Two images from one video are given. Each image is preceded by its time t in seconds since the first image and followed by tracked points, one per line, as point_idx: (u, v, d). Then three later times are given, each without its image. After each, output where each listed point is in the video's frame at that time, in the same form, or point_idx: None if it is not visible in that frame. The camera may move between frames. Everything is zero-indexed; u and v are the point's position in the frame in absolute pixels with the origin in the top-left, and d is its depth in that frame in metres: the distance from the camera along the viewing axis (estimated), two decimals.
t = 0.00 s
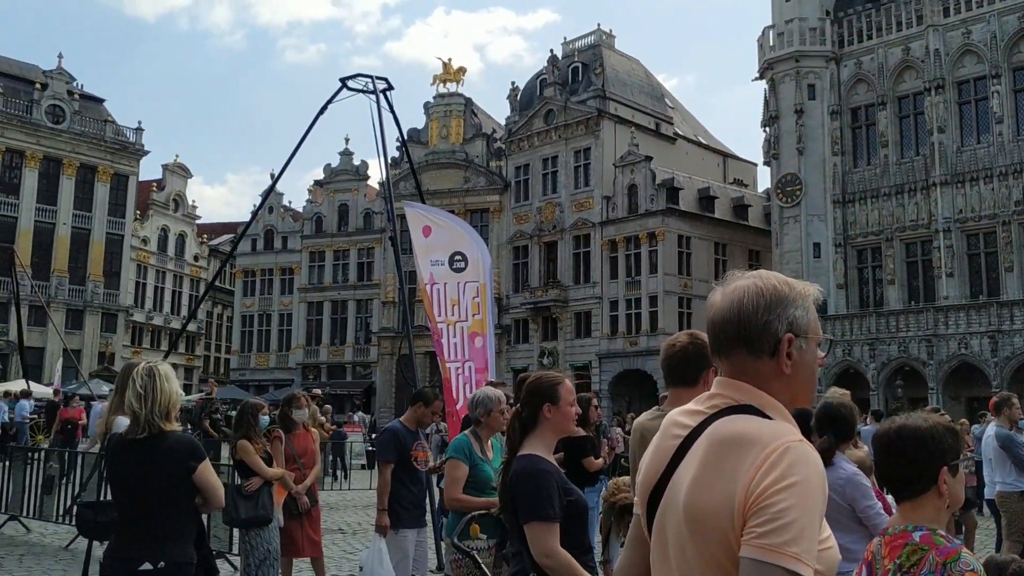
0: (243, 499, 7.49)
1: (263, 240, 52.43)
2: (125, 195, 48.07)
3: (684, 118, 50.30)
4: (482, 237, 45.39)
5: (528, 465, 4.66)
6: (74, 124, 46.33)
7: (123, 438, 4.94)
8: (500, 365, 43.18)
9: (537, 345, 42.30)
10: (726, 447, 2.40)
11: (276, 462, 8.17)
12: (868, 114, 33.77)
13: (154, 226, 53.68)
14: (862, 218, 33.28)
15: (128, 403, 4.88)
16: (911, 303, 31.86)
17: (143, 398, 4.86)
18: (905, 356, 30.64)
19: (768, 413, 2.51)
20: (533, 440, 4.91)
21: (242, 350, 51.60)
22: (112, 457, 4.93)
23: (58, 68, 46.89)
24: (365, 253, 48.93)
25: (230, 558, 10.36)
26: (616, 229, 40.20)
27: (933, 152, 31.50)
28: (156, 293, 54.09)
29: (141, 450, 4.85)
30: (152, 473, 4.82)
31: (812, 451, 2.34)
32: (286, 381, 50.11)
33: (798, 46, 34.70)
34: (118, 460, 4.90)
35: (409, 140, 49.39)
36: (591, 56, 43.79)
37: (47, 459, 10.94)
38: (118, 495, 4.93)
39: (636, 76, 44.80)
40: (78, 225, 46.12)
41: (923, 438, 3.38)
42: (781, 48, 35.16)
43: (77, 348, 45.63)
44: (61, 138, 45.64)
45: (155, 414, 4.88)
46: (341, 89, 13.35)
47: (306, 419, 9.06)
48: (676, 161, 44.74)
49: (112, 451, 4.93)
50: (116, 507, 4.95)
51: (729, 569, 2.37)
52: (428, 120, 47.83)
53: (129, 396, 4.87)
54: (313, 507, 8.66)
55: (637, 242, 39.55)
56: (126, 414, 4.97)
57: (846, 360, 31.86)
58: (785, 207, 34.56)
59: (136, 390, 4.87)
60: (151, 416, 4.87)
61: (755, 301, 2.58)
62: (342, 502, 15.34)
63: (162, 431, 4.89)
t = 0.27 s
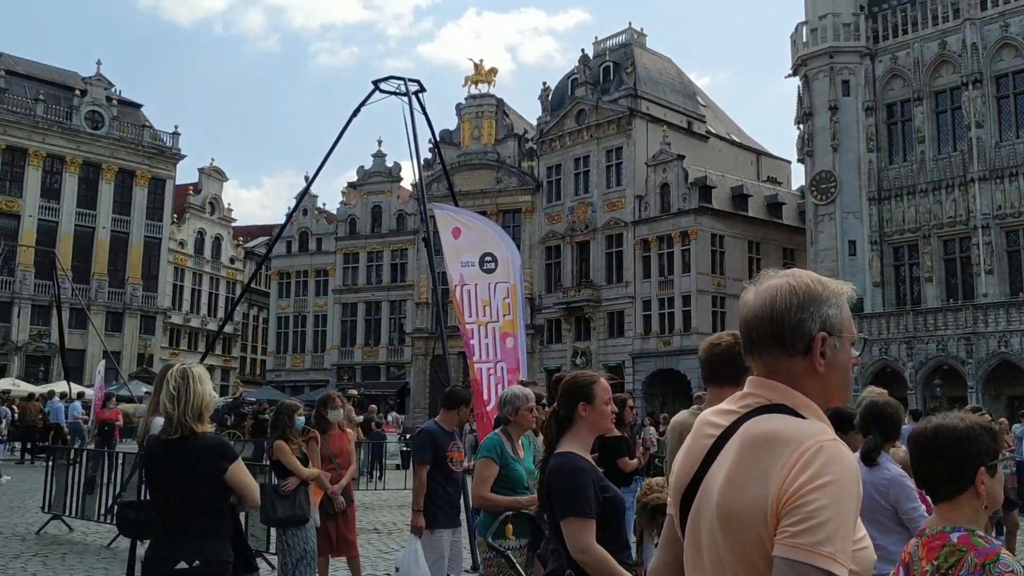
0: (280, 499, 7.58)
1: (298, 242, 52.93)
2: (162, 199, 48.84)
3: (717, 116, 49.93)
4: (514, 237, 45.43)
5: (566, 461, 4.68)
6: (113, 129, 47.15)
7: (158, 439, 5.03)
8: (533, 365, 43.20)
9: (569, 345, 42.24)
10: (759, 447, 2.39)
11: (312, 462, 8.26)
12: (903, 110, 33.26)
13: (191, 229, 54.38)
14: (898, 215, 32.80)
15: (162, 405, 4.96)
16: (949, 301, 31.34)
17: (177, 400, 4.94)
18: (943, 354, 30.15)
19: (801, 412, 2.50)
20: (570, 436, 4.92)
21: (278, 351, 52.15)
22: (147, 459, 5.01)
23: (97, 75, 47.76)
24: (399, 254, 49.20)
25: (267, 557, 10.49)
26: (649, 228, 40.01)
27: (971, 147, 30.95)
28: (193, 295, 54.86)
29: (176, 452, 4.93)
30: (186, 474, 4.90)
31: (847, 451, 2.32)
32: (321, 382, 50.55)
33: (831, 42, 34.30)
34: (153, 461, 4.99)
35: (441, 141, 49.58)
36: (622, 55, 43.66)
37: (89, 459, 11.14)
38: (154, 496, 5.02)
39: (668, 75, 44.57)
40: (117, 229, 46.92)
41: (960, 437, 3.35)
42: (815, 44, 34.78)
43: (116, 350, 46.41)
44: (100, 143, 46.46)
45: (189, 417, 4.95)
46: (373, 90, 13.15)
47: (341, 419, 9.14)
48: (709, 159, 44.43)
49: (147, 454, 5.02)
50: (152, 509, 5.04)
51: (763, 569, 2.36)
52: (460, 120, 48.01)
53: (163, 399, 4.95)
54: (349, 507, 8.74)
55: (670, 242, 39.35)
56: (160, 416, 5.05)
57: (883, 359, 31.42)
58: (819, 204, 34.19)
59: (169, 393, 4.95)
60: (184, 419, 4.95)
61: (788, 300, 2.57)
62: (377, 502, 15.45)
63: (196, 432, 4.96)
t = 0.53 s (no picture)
0: (325, 503, 7.68)
1: (339, 248, 53.49)
2: (207, 207, 49.71)
3: (757, 117, 49.46)
4: (553, 241, 45.43)
5: (609, 462, 4.71)
6: (158, 138, 48.09)
7: (203, 443, 5.15)
8: (573, 369, 43.15)
9: (609, 348, 42.09)
10: (804, 450, 2.39)
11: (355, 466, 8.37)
12: (947, 109, 32.63)
13: (235, 236, 55.21)
14: (942, 216, 32.20)
15: (206, 410, 5.09)
16: (996, 303, 30.67)
17: (221, 404, 5.06)
18: (991, 357, 29.54)
19: (845, 415, 2.49)
20: (614, 437, 4.95)
21: (321, 356, 52.73)
22: (194, 462, 5.14)
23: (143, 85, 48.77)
24: (439, 259, 49.48)
25: (311, 560, 10.63)
26: (688, 231, 39.73)
27: (1018, 146, 30.27)
28: (237, 301, 55.72)
29: (221, 454, 5.05)
30: (232, 477, 5.01)
31: (892, 454, 2.32)
32: (363, 386, 50.98)
33: (873, 41, 33.82)
34: (199, 464, 5.11)
35: (480, 146, 49.77)
36: (660, 57, 43.48)
37: (138, 463, 11.40)
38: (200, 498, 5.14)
39: (706, 77, 44.28)
40: (163, 236, 47.83)
41: (1007, 441, 3.32)
42: (856, 43, 34.31)
43: (163, 355, 47.28)
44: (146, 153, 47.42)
45: (232, 420, 5.07)
46: (413, 97, 13.33)
47: (384, 423, 9.24)
48: (749, 161, 44.03)
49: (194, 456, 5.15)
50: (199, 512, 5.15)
51: (808, 572, 2.36)
52: (499, 125, 48.19)
53: (208, 403, 5.08)
54: (392, 510, 8.81)
55: (710, 244, 39.05)
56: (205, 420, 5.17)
57: (928, 361, 30.87)
58: (862, 205, 33.69)
59: (213, 398, 5.07)
60: (229, 422, 5.07)
61: (831, 303, 2.57)
62: (419, 505, 15.56)
63: (239, 435, 5.08)
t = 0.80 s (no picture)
0: (369, 508, 7.78)
1: (382, 255, 53.97)
2: (252, 216, 50.50)
3: (798, 121, 48.92)
4: (594, 247, 45.35)
5: (653, 466, 4.71)
6: (205, 149, 48.99)
7: (249, 448, 5.29)
8: (614, 376, 43.00)
9: (651, 355, 41.85)
10: (850, 457, 2.38)
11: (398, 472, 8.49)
12: (994, 110, 31.96)
13: (280, 244, 55.98)
14: (990, 219, 31.52)
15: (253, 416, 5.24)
16: None
17: (268, 410, 5.22)
18: None
19: (892, 421, 2.48)
20: (659, 443, 4.97)
21: (365, 363, 53.22)
22: (239, 467, 5.27)
23: (190, 97, 49.75)
24: (480, 265, 49.68)
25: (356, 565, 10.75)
26: (730, 236, 39.38)
27: None
28: (282, 309, 56.48)
29: (266, 459, 5.18)
30: (277, 480, 5.13)
31: (941, 461, 2.28)
32: (406, 393, 51.34)
33: (917, 42, 33.28)
34: (244, 469, 5.24)
35: (521, 153, 49.91)
36: (701, 62, 43.25)
37: (187, 468, 11.62)
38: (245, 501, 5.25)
39: (747, 81, 43.92)
40: (210, 245, 48.68)
41: None
42: (899, 45, 33.78)
43: (210, 362, 48.08)
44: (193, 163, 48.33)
45: (278, 426, 5.22)
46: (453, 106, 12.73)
47: (427, 430, 9.33)
48: (791, 165, 43.56)
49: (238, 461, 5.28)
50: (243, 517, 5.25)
51: None
52: (539, 133, 48.30)
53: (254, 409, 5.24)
54: (435, 517, 8.90)
55: (751, 249, 38.67)
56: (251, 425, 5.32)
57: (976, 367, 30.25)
58: (906, 209, 33.13)
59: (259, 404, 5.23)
60: (275, 427, 5.22)
61: (877, 309, 2.56)
62: (462, 512, 15.63)
63: (285, 440, 5.22)
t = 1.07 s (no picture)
0: (408, 513, 7.83)
1: (419, 262, 54.30)
2: (291, 224, 51.13)
3: (836, 124, 48.37)
4: (630, 253, 45.19)
5: (691, 473, 4.70)
6: (244, 158, 49.69)
7: (296, 454, 5.34)
8: (651, 382, 42.80)
9: (688, 361, 41.56)
10: (896, 464, 2.34)
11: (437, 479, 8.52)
12: None
13: (318, 252, 56.55)
14: None
15: (303, 422, 5.26)
16: None
17: (319, 419, 5.23)
18: None
19: (937, 430, 2.46)
20: (699, 450, 4.95)
21: (402, 369, 53.54)
22: (285, 471, 5.31)
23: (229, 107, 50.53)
24: (516, 272, 49.77)
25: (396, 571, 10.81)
26: (767, 241, 39.00)
27: None
28: (321, 316, 57.04)
29: (314, 466, 5.23)
30: (324, 488, 5.19)
31: (987, 469, 2.23)
32: (443, 399, 51.56)
33: (956, 43, 32.74)
34: (289, 474, 5.29)
35: (556, 160, 49.94)
36: (736, 66, 43.00)
37: (229, 474, 11.77)
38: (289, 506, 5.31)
39: (784, 85, 43.56)
40: (250, 253, 49.35)
41: None
42: (939, 46, 33.26)
43: (251, 369, 48.69)
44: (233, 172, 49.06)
45: (327, 434, 5.26)
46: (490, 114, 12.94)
47: (465, 437, 9.40)
48: (829, 169, 43.06)
49: (284, 466, 5.32)
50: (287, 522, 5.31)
51: None
52: (574, 139, 48.30)
53: (304, 415, 5.25)
54: (473, 523, 8.95)
55: (789, 254, 38.26)
56: (299, 432, 5.35)
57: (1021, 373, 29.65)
58: (947, 212, 32.58)
59: (309, 412, 5.24)
60: (324, 435, 5.25)
61: (920, 316, 2.55)
62: (499, 518, 15.63)
63: (333, 448, 5.27)
